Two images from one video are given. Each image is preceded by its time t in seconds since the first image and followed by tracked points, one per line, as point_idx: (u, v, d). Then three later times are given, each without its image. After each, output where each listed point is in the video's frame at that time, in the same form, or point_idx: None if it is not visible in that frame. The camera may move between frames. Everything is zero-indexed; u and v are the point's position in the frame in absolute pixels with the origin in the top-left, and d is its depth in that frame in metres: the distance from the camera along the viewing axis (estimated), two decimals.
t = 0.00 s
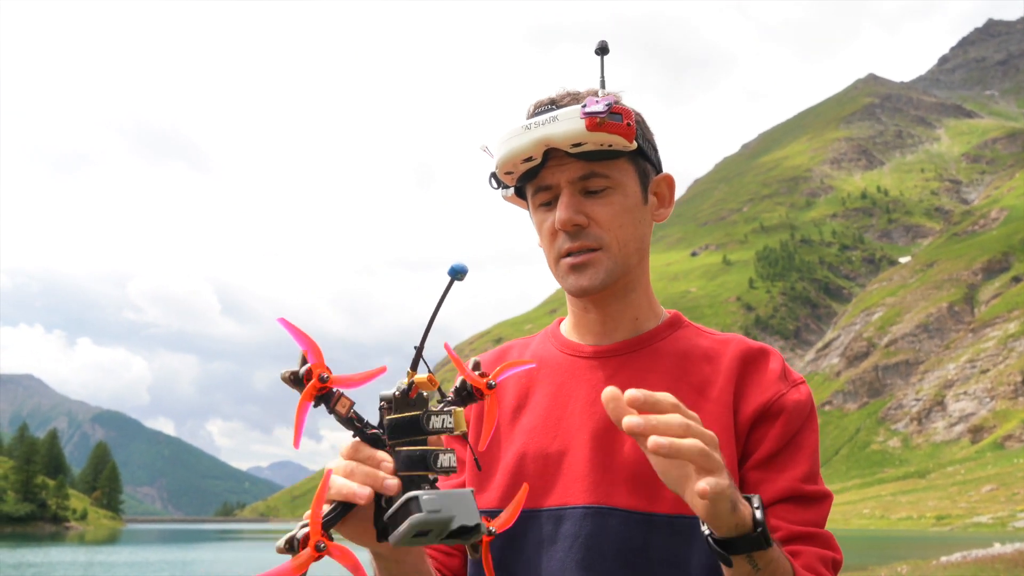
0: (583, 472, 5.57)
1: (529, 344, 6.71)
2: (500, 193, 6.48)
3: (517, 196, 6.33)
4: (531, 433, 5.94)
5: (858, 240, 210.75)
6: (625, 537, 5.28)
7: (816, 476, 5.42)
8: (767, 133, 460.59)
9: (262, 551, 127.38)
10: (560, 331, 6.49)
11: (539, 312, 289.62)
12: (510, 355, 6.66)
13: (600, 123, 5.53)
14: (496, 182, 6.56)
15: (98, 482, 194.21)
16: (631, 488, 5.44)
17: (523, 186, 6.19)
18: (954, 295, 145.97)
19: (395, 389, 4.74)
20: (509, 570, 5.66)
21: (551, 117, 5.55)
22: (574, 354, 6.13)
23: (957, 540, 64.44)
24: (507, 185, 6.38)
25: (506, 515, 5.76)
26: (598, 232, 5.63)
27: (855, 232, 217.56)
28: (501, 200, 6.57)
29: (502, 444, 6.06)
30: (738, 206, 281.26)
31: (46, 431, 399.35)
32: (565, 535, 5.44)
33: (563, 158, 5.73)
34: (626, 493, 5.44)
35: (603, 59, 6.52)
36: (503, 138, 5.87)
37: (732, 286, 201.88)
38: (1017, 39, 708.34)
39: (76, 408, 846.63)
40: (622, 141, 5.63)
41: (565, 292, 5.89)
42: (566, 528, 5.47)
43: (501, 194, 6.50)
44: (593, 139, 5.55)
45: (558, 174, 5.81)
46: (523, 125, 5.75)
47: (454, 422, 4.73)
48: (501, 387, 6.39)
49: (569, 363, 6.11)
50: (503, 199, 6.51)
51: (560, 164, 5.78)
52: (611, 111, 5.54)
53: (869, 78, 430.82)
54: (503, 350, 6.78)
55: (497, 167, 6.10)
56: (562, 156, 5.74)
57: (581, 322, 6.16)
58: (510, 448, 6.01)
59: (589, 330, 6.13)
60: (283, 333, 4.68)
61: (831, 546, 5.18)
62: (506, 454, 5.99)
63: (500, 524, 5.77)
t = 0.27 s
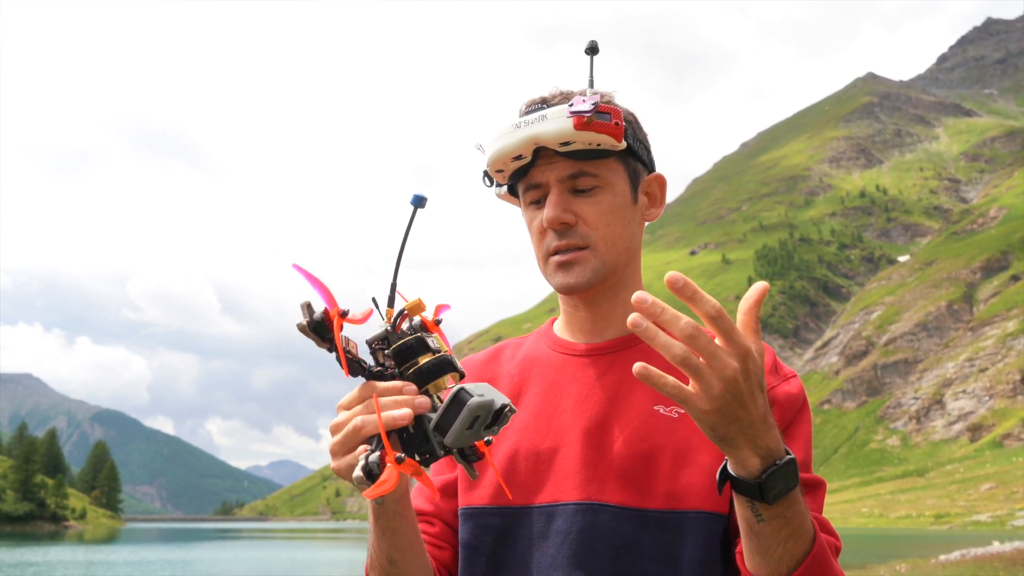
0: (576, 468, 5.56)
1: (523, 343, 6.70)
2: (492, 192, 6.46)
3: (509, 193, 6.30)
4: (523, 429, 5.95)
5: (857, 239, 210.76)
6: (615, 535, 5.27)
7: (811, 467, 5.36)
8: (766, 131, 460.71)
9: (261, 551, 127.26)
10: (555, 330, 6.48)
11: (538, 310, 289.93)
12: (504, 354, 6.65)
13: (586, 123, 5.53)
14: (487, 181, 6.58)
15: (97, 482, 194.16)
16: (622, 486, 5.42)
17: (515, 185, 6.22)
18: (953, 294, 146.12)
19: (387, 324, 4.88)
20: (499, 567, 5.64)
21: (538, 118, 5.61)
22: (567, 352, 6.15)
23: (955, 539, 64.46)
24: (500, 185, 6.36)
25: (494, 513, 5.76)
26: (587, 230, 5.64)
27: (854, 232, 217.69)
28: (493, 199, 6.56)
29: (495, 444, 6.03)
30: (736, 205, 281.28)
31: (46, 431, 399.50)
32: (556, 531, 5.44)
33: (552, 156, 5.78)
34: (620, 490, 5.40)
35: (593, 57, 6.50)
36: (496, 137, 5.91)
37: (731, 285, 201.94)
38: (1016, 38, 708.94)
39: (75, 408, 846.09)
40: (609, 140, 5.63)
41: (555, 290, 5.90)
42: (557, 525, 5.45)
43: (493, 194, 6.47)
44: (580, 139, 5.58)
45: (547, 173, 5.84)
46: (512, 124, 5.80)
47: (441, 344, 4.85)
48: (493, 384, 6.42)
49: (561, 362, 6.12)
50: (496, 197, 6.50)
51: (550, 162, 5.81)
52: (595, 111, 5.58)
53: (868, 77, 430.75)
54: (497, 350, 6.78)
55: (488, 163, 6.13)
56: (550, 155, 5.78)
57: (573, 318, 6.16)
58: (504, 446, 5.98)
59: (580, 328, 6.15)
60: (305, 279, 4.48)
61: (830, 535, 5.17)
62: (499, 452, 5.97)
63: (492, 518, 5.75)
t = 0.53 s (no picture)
0: (572, 469, 5.57)
1: (518, 344, 6.72)
2: (488, 192, 6.49)
3: (505, 193, 6.34)
4: (519, 433, 5.94)
5: (856, 238, 210.85)
6: (612, 532, 5.27)
7: (805, 470, 5.36)
8: (765, 130, 460.72)
9: (260, 550, 127.28)
10: (550, 331, 6.49)
11: (537, 310, 289.99)
12: (499, 356, 6.65)
13: (586, 117, 5.56)
14: (482, 182, 6.60)
15: (96, 481, 194.24)
16: (618, 486, 5.42)
17: (510, 184, 6.24)
18: (952, 294, 146.19)
19: (366, 359, 4.91)
20: (495, 568, 5.65)
21: (536, 113, 5.61)
22: (562, 354, 6.13)
23: (954, 538, 64.50)
24: (494, 184, 6.40)
25: (493, 514, 5.74)
26: (585, 225, 5.64)
27: (853, 231, 217.77)
28: (488, 199, 6.58)
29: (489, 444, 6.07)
30: (736, 204, 281.49)
31: (46, 429, 399.44)
32: (553, 533, 5.42)
33: (550, 154, 5.80)
34: (615, 492, 5.40)
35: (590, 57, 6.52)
36: (492, 134, 5.92)
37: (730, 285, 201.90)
38: (1016, 37, 708.92)
39: (74, 407, 845.92)
40: (608, 136, 5.65)
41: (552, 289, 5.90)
42: (554, 528, 5.43)
43: (489, 194, 6.51)
44: (579, 135, 5.60)
45: (546, 170, 5.84)
46: (511, 121, 5.82)
47: (423, 379, 4.86)
48: (489, 387, 6.42)
49: (557, 364, 6.10)
50: (491, 198, 6.53)
51: (546, 160, 5.84)
52: (597, 107, 5.59)
53: (867, 76, 430.80)
54: (492, 351, 6.78)
55: (484, 162, 6.15)
56: (549, 150, 5.79)
57: (568, 319, 6.16)
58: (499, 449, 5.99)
59: (575, 328, 6.14)
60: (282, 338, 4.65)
61: (822, 539, 5.18)
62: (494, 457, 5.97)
63: (488, 520, 5.76)
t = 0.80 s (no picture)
0: (569, 469, 5.56)
1: (513, 343, 6.71)
2: (486, 185, 6.51)
3: (504, 186, 6.38)
4: (515, 433, 5.94)
5: (856, 237, 210.92)
6: (610, 535, 5.24)
7: (803, 467, 5.37)
8: (765, 130, 460.69)
9: (259, 549, 127.24)
10: (544, 330, 6.51)
11: (537, 309, 290.16)
12: (494, 355, 6.63)
13: (599, 109, 5.65)
14: (482, 176, 6.64)
15: (96, 480, 194.21)
16: (614, 486, 5.42)
17: (510, 177, 6.26)
18: (952, 292, 146.37)
19: (359, 379, 4.92)
20: (492, 571, 5.65)
21: (546, 103, 5.67)
22: (557, 354, 6.11)
23: (953, 537, 64.53)
24: (492, 176, 6.44)
25: (491, 517, 5.74)
26: (590, 219, 5.69)
27: (853, 230, 217.78)
28: (487, 193, 6.64)
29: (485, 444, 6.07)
30: (735, 203, 281.55)
31: (44, 428, 399.00)
32: (549, 535, 5.42)
33: (558, 145, 5.82)
34: (611, 491, 5.41)
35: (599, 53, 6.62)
36: (497, 124, 5.96)
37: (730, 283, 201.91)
38: (1016, 36, 709.37)
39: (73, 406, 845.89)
40: (616, 130, 5.76)
41: (549, 285, 5.95)
42: (551, 529, 5.43)
43: (487, 187, 6.53)
44: (589, 127, 5.68)
45: (552, 161, 5.88)
46: (519, 110, 5.83)
47: (415, 396, 4.88)
48: (483, 387, 6.41)
49: (553, 362, 6.10)
50: (490, 191, 6.55)
51: (555, 151, 5.86)
52: (609, 100, 5.69)
53: (867, 75, 430.90)
54: (486, 350, 6.79)
55: (486, 155, 6.18)
56: (556, 142, 5.84)
57: (564, 317, 6.17)
58: (494, 449, 6.01)
59: (571, 327, 6.16)
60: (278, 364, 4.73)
61: (820, 538, 5.17)
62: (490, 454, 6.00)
63: (484, 525, 5.76)
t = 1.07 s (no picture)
0: (565, 468, 5.55)
1: (507, 342, 6.73)
2: (482, 175, 6.50)
3: (501, 177, 6.38)
4: (511, 432, 5.94)
5: (856, 237, 210.92)
6: (609, 533, 5.23)
7: (804, 462, 5.36)
8: (765, 130, 460.57)
9: (259, 549, 127.25)
10: (537, 329, 6.52)
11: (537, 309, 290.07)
12: (488, 355, 6.66)
13: (610, 104, 5.69)
14: (479, 165, 6.61)
15: (96, 480, 194.17)
16: (611, 485, 5.39)
17: (510, 168, 6.24)
18: (952, 291, 146.39)
19: (356, 401, 4.87)
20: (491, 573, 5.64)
21: (557, 94, 5.64)
22: (552, 352, 6.11)
23: (953, 536, 64.53)
24: (489, 165, 6.43)
25: (487, 519, 5.73)
26: (594, 216, 5.69)
27: (853, 229, 217.89)
28: (482, 183, 6.65)
29: (481, 446, 6.07)
30: (735, 203, 281.53)
31: (44, 427, 399.22)
32: (548, 536, 5.40)
33: (565, 139, 5.82)
34: (609, 489, 5.38)
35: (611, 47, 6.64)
36: (501, 114, 5.91)
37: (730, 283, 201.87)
38: (1016, 36, 709.15)
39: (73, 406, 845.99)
40: (626, 127, 5.80)
41: (549, 279, 5.95)
42: (549, 530, 5.42)
43: (482, 177, 6.54)
44: (597, 121, 5.69)
45: (555, 154, 5.87)
46: (527, 100, 5.78)
47: (414, 415, 4.90)
48: (479, 387, 6.41)
49: (548, 362, 6.08)
50: (486, 182, 6.57)
51: (562, 143, 5.84)
52: (620, 95, 5.75)
53: (867, 74, 430.80)
54: (481, 350, 6.80)
55: (488, 147, 6.16)
56: (564, 136, 5.82)
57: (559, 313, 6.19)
58: (491, 447, 6.01)
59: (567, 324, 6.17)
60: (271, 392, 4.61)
61: (826, 535, 5.14)
62: (486, 454, 6.01)
63: (483, 529, 5.75)
